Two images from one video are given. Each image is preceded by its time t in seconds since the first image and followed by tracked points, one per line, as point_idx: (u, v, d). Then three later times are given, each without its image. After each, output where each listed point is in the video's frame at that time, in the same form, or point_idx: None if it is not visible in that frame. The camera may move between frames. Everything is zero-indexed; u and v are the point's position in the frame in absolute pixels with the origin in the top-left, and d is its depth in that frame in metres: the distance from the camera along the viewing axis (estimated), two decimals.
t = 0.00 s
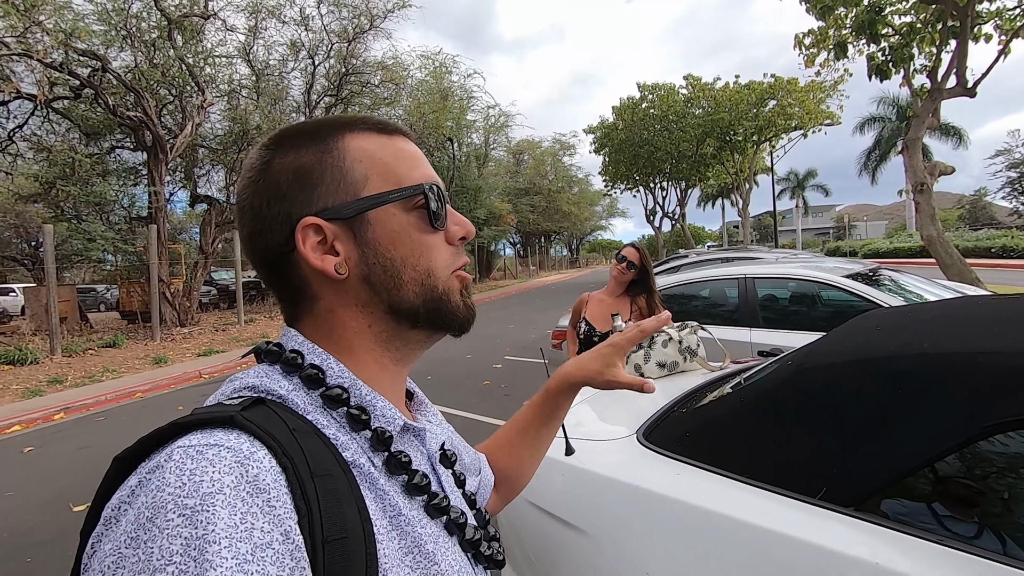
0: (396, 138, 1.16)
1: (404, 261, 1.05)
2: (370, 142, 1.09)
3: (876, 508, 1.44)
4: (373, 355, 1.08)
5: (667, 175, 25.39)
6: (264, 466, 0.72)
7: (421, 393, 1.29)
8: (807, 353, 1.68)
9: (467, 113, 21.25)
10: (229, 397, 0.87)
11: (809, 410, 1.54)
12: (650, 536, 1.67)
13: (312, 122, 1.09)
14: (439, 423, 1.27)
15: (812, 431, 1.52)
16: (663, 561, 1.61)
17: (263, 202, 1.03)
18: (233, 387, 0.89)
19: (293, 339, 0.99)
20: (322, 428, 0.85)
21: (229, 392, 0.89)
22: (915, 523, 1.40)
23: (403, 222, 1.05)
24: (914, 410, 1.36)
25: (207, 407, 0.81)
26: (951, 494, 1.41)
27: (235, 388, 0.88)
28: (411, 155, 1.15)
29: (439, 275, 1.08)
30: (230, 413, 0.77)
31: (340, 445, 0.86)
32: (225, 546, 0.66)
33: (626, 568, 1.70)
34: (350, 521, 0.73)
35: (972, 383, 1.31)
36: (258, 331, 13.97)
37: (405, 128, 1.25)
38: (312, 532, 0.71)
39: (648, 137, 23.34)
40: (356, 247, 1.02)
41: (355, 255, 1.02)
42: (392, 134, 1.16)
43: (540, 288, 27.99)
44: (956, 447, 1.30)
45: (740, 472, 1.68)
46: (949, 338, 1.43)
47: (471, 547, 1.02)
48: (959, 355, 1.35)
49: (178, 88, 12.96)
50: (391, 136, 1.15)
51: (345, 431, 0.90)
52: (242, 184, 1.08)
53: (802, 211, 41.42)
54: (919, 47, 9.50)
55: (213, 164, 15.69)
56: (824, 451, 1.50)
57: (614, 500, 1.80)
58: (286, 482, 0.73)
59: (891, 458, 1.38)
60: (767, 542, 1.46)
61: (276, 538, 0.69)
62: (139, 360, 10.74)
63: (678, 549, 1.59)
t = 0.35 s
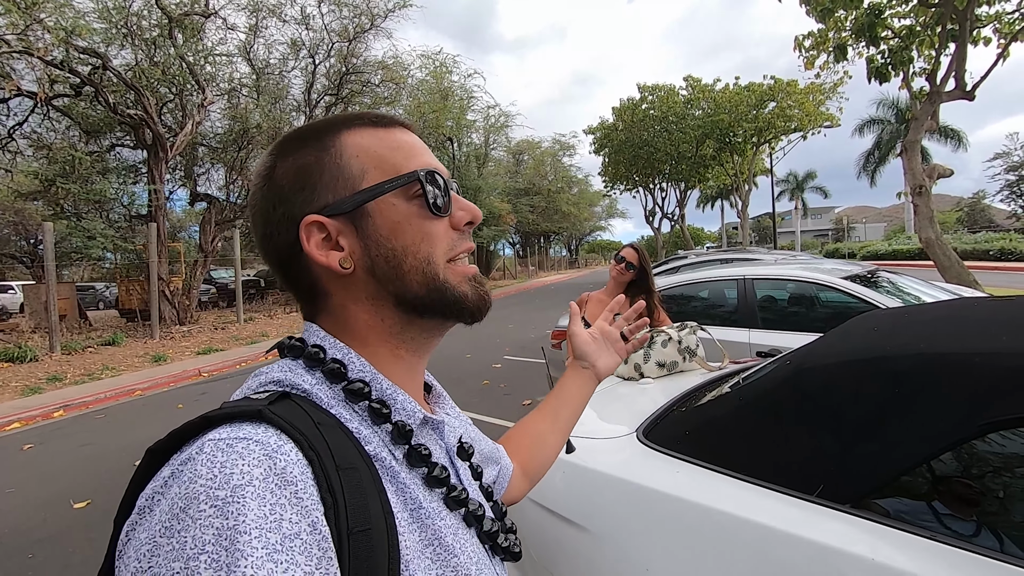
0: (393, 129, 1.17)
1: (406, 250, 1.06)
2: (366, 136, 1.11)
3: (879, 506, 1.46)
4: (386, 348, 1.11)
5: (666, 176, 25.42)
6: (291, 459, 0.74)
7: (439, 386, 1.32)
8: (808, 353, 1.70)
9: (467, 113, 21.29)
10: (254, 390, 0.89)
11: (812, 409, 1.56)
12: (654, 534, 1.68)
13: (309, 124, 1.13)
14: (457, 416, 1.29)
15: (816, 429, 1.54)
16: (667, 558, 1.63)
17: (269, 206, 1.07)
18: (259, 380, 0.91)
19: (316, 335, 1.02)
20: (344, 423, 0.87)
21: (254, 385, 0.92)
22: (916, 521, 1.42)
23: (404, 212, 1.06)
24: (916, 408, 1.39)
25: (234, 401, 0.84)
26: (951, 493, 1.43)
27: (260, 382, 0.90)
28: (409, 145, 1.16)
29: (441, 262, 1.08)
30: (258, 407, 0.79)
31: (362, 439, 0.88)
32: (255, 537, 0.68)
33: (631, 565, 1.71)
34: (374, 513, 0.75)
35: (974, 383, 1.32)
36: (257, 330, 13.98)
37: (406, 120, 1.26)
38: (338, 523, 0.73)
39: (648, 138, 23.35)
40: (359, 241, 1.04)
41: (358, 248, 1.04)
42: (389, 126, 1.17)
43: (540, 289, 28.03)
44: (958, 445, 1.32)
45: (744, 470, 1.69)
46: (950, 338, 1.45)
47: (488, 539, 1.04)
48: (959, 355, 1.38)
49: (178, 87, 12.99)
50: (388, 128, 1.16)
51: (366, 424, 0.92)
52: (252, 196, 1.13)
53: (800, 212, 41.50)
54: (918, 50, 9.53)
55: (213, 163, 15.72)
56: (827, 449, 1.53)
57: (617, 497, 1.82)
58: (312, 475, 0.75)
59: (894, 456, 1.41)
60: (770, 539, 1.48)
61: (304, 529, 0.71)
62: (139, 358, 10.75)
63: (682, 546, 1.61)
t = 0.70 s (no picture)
0: (442, 135, 1.23)
1: (427, 242, 1.08)
2: (418, 133, 1.16)
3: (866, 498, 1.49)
4: (389, 328, 1.12)
5: (661, 182, 25.55)
6: (290, 434, 0.76)
7: (430, 375, 1.33)
8: (797, 349, 1.73)
9: (463, 118, 21.36)
10: (251, 369, 0.91)
11: (801, 401, 1.59)
12: (645, 528, 1.70)
13: (368, 107, 1.18)
14: (449, 406, 1.31)
15: (804, 421, 1.57)
16: (658, 551, 1.65)
17: (309, 169, 1.10)
18: (255, 360, 0.93)
19: (313, 317, 1.03)
20: (341, 402, 0.89)
21: (252, 364, 0.93)
22: (901, 515, 1.45)
23: (434, 207, 1.10)
24: (903, 400, 1.41)
25: (233, 378, 0.86)
26: (939, 489, 1.46)
27: (257, 360, 0.92)
28: (455, 152, 1.21)
29: (459, 261, 1.11)
30: (258, 383, 0.81)
31: (358, 418, 0.90)
32: (255, 504, 0.70)
33: (622, 559, 1.73)
34: (369, 488, 0.77)
35: (958, 376, 1.35)
36: (251, 334, 13.93)
37: (455, 133, 1.32)
38: (334, 496, 0.75)
39: (643, 144, 23.48)
40: (384, 222, 1.07)
41: (382, 228, 1.07)
42: (439, 129, 1.23)
43: (535, 294, 28.08)
44: (943, 435, 1.35)
45: (733, 464, 1.71)
46: (938, 335, 1.47)
47: (478, 520, 1.06)
48: (945, 351, 1.40)
49: (174, 90, 12.99)
50: (438, 132, 1.22)
51: (362, 405, 0.94)
52: (297, 153, 1.16)
53: (794, 219, 41.76)
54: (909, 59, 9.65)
55: (208, 166, 15.71)
56: (815, 441, 1.55)
57: (610, 494, 1.84)
58: (310, 449, 0.77)
59: (883, 447, 1.43)
60: (758, 531, 1.50)
61: (301, 500, 0.73)
62: (132, 361, 10.69)
63: (673, 539, 1.63)
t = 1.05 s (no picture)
0: (436, 152, 1.23)
1: (416, 257, 1.08)
2: (411, 149, 1.17)
3: (862, 515, 1.46)
4: (377, 342, 1.10)
5: (662, 191, 25.60)
6: (269, 452, 0.75)
7: (414, 391, 1.31)
8: (792, 361, 1.71)
9: (464, 127, 21.45)
10: (230, 384, 0.89)
11: (797, 415, 1.57)
12: (638, 543, 1.68)
13: (363, 121, 1.18)
14: (432, 421, 1.29)
15: (801, 435, 1.55)
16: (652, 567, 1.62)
17: (301, 180, 1.09)
18: (234, 375, 0.91)
19: (297, 330, 1.02)
20: (322, 418, 0.88)
21: (231, 378, 0.91)
22: (898, 531, 1.43)
23: (423, 222, 1.09)
24: (900, 415, 1.39)
25: (213, 392, 0.84)
26: (937, 504, 1.44)
27: (237, 375, 0.90)
28: (447, 169, 1.21)
29: (447, 277, 1.10)
30: (238, 398, 0.80)
31: (340, 435, 0.88)
32: (231, 527, 0.68)
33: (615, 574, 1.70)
34: (350, 508, 0.76)
35: (956, 390, 1.33)
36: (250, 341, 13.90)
37: (447, 150, 1.33)
38: (313, 517, 0.73)
39: (643, 153, 23.56)
40: (373, 235, 1.06)
41: (371, 241, 1.05)
42: (433, 147, 1.24)
43: (535, 302, 28.05)
44: (941, 451, 1.33)
45: (728, 479, 1.69)
46: (932, 347, 1.47)
47: (460, 540, 1.04)
48: (942, 363, 1.39)
49: (177, 99, 13.04)
50: (431, 149, 1.22)
51: (344, 421, 0.92)
52: (290, 161, 1.15)
53: (795, 228, 41.80)
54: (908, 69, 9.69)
55: (210, 174, 15.76)
56: (812, 456, 1.53)
57: (603, 508, 1.81)
58: (289, 468, 0.75)
59: (879, 462, 1.40)
60: (753, 547, 1.48)
61: (278, 522, 0.71)
62: (130, 369, 10.66)
63: (667, 555, 1.61)
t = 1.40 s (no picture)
0: (424, 147, 1.21)
1: (406, 263, 1.07)
2: (398, 147, 1.15)
3: (875, 527, 1.45)
4: (373, 348, 1.11)
5: (668, 196, 25.58)
6: (277, 460, 0.75)
7: (422, 390, 1.32)
8: (798, 372, 1.70)
9: (471, 131, 21.51)
10: (237, 392, 0.89)
11: (806, 427, 1.56)
12: (645, 551, 1.67)
13: (347, 120, 1.16)
14: (441, 418, 1.30)
15: (808, 447, 1.54)
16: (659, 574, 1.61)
17: (289, 190, 1.10)
18: (240, 383, 0.91)
19: (299, 336, 1.03)
20: (329, 423, 0.88)
21: (237, 387, 0.91)
22: (910, 541, 1.41)
23: (413, 226, 1.09)
24: (906, 425, 1.38)
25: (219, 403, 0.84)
26: (950, 515, 1.41)
27: (244, 382, 0.90)
28: (438, 166, 1.19)
29: (440, 281, 1.10)
30: (244, 407, 0.80)
31: (347, 440, 0.89)
32: (244, 536, 0.69)
33: None
34: (362, 511, 0.76)
35: (964, 401, 1.33)
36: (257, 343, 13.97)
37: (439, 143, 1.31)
38: (324, 523, 0.73)
39: (650, 159, 23.55)
40: (362, 242, 1.06)
41: (361, 248, 1.06)
42: (423, 142, 1.22)
43: (540, 306, 28.02)
44: (951, 463, 1.31)
45: (736, 488, 1.68)
46: (938, 357, 1.46)
47: (473, 538, 1.04)
48: (949, 375, 1.38)
49: (187, 102, 13.17)
50: (419, 144, 1.20)
51: (351, 425, 0.92)
52: (279, 166, 1.16)
53: (801, 234, 41.63)
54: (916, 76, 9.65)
55: (218, 177, 15.88)
56: (820, 467, 1.52)
57: (611, 515, 1.81)
58: (299, 474, 0.76)
59: (888, 474, 1.39)
60: (762, 556, 1.47)
61: (290, 530, 0.72)
62: (137, 369, 10.71)
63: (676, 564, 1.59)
